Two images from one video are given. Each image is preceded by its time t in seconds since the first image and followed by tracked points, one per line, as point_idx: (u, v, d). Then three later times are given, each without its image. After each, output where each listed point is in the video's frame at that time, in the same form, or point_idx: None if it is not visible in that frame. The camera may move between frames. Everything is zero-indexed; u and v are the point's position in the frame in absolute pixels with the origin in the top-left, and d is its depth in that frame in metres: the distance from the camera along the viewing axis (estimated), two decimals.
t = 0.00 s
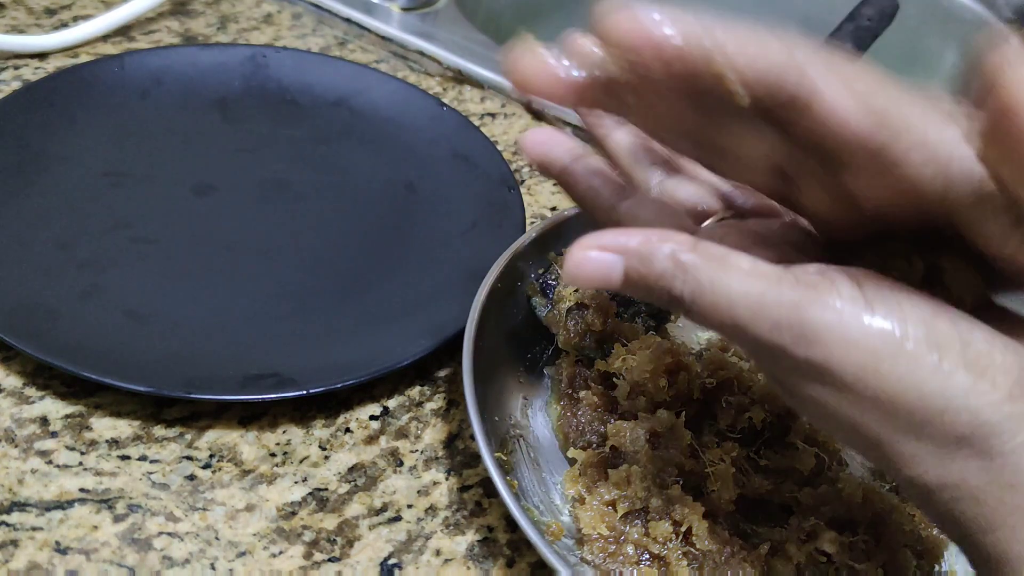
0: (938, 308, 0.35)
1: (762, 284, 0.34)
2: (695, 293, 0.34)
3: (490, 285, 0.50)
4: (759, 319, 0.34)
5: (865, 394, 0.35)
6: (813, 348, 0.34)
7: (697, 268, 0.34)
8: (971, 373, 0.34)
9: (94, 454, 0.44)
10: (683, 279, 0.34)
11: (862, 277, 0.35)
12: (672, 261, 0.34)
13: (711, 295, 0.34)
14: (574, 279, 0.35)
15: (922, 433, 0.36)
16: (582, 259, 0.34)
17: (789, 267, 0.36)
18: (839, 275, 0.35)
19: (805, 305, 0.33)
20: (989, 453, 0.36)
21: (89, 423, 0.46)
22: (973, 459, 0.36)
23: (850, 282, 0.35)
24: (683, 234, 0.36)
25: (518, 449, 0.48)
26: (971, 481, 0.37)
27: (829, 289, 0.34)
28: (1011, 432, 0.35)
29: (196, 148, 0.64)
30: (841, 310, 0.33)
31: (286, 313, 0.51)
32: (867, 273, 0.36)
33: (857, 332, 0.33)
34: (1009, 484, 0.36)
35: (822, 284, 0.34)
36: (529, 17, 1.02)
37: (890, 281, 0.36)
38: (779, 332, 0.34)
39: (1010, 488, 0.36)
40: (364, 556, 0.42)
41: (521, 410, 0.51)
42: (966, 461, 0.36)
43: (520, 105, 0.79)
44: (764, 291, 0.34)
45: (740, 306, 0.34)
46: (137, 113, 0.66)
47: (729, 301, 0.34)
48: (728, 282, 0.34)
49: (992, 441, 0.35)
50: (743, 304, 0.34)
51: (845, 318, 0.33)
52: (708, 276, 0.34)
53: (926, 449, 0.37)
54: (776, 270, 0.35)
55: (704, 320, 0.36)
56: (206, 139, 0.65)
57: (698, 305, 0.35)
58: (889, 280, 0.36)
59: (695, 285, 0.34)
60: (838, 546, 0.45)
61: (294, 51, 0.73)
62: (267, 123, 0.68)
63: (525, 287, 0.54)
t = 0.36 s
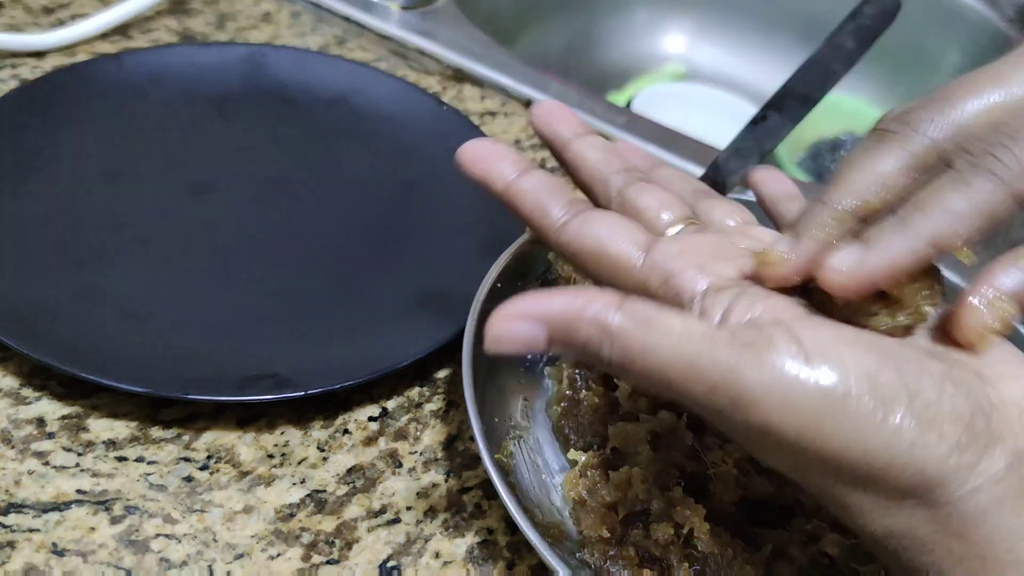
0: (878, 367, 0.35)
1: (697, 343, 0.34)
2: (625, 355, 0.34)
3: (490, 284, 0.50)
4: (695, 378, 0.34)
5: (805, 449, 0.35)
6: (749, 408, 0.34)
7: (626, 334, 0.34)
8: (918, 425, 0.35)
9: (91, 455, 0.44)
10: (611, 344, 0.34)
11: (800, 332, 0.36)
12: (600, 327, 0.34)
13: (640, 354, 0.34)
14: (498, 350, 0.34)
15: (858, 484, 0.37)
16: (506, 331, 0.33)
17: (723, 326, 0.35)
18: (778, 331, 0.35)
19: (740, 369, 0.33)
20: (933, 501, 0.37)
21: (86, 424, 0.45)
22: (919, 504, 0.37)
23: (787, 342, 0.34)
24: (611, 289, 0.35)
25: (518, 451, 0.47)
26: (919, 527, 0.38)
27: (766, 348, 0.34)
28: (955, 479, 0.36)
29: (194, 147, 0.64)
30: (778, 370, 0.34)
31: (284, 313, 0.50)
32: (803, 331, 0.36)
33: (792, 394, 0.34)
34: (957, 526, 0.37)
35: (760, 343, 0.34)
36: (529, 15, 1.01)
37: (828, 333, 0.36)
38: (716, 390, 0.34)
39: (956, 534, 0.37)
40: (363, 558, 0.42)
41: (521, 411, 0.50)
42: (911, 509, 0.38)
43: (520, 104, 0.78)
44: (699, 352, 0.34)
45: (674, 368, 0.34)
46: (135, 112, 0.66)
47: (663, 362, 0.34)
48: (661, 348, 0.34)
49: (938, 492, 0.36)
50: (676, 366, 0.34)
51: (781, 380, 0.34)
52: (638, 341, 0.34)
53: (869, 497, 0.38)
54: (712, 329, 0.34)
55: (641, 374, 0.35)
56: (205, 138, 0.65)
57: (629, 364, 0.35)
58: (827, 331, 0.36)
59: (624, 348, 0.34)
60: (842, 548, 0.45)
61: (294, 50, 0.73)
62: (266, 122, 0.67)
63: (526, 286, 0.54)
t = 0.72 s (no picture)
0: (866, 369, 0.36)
1: (688, 336, 0.34)
2: (614, 342, 0.35)
3: (489, 284, 0.50)
4: (682, 371, 0.34)
5: (787, 444, 0.36)
6: (734, 402, 0.35)
7: (616, 320, 0.34)
8: (899, 429, 0.35)
9: (91, 455, 0.44)
10: (602, 331, 0.35)
11: (790, 331, 0.36)
12: (592, 313, 0.34)
13: (631, 343, 0.34)
14: (492, 330, 0.35)
15: (838, 480, 0.38)
16: (499, 312, 0.34)
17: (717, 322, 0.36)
18: (767, 330, 0.36)
19: (727, 362, 0.34)
20: (910, 502, 0.38)
21: (86, 424, 0.45)
22: (896, 504, 0.38)
23: (774, 342, 0.35)
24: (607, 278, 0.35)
25: (517, 450, 0.47)
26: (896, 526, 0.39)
27: (754, 346, 0.35)
28: (935, 484, 0.37)
29: (194, 147, 0.64)
30: (763, 367, 0.34)
31: (284, 313, 0.50)
32: (795, 333, 0.36)
33: (777, 391, 0.34)
34: (934, 527, 0.38)
35: (749, 340, 0.35)
36: (529, 15, 1.01)
37: (818, 332, 0.37)
38: (701, 384, 0.35)
39: (932, 537, 0.38)
40: (363, 558, 0.42)
41: (521, 411, 0.50)
42: (889, 509, 0.38)
43: (519, 104, 0.78)
44: (688, 346, 0.34)
45: (663, 358, 0.34)
46: (135, 111, 0.66)
47: (653, 352, 0.34)
48: (651, 337, 0.34)
49: (917, 493, 0.37)
50: (665, 357, 0.34)
51: (766, 378, 0.34)
52: (628, 330, 0.34)
53: (847, 493, 0.38)
54: (703, 324, 0.35)
55: (627, 364, 0.36)
56: (204, 138, 0.65)
57: (619, 351, 0.35)
58: (818, 331, 0.37)
59: (614, 337, 0.34)
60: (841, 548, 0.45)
61: (293, 49, 0.73)
62: (266, 122, 0.67)
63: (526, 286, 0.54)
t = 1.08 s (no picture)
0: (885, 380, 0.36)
1: (712, 337, 0.34)
2: (637, 344, 0.34)
3: (489, 284, 0.50)
4: (705, 375, 0.34)
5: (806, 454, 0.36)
6: (758, 408, 0.35)
7: (641, 322, 0.34)
8: (918, 442, 0.36)
9: (92, 454, 0.44)
10: (626, 332, 0.34)
11: (813, 339, 0.36)
12: (618, 313, 0.34)
13: (654, 345, 0.34)
14: (514, 325, 0.34)
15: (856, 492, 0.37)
16: (523, 307, 0.34)
17: (741, 329, 0.36)
18: (789, 338, 0.36)
19: (750, 368, 0.34)
20: (925, 514, 0.38)
21: (88, 423, 0.45)
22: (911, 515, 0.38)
23: (796, 349, 0.35)
24: (630, 277, 0.35)
25: (517, 450, 0.47)
26: (909, 539, 0.39)
27: (776, 352, 0.35)
28: (950, 494, 0.37)
29: (195, 147, 0.64)
30: (785, 374, 0.34)
31: (285, 313, 0.51)
32: (819, 340, 0.36)
33: (799, 398, 0.34)
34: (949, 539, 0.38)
35: (772, 347, 0.35)
36: (529, 16, 1.01)
37: (842, 341, 0.37)
38: (724, 390, 0.35)
39: (948, 549, 0.38)
40: (363, 557, 0.42)
41: (521, 410, 0.51)
42: (903, 522, 0.38)
43: (520, 104, 0.79)
44: (711, 349, 0.34)
45: (685, 362, 0.34)
46: (136, 112, 0.66)
47: (677, 355, 0.34)
48: (675, 340, 0.34)
49: (932, 505, 0.37)
50: (689, 361, 0.34)
51: (789, 385, 0.34)
52: (653, 332, 0.34)
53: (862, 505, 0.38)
54: (726, 330, 0.35)
55: (650, 366, 0.36)
56: (205, 138, 0.65)
57: (641, 353, 0.35)
58: (841, 341, 0.37)
59: (637, 339, 0.34)
60: (841, 547, 0.45)
61: (294, 50, 0.73)
62: (267, 122, 0.68)
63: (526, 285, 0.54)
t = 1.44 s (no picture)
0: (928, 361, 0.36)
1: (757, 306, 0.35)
2: (682, 304, 0.35)
3: (489, 284, 0.50)
4: (752, 342, 0.35)
5: (843, 434, 0.36)
6: (802, 383, 0.35)
7: (692, 279, 0.35)
8: (954, 425, 0.36)
9: (89, 456, 0.44)
10: (673, 290, 0.35)
11: (857, 317, 0.37)
12: (664, 269, 0.34)
13: (701, 302, 0.35)
14: (549, 272, 0.33)
15: (887, 481, 0.37)
16: (565, 253, 0.32)
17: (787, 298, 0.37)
18: (832, 313, 0.37)
19: (796, 339, 0.35)
20: (955, 504, 0.37)
21: (85, 424, 0.45)
22: (941, 505, 0.37)
23: (846, 321, 0.36)
24: (670, 241, 0.36)
25: (518, 451, 0.47)
26: (940, 529, 0.37)
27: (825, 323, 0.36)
28: (980, 481, 0.36)
29: (193, 146, 0.63)
30: (830, 343, 0.35)
31: (285, 314, 0.50)
32: (854, 315, 0.37)
33: (844, 369, 0.35)
34: (979, 526, 0.37)
35: (819, 321, 0.36)
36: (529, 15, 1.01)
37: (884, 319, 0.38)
38: (768, 361, 0.35)
39: (972, 537, 0.37)
40: (363, 558, 0.42)
41: (521, 411, 0.50)
42: (933, 510, 0.37)
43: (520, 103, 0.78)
44: (758, 317, 0.35)
45: (729, 327, 0.35)
46: (134, 111, 0.65)
47: (724, 315, 0.35)
48: (721, 302, 0.35)
49: (963, 492, 0.36)
50: (738, 324, 0.35)
51: (836, 353, 0.35)
52: (701, 290, 0.35)
53: (890, 498, 0.38)
54: (771, 304, 0.36)
55: (696, 331, 0.36)
56: (204, 137, 0.65)
57: (687, 312, 0.35)
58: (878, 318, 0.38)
59: (685, 296, 0.35)
60: (842, 548, 0.45)
61: (293, 48, 0.72)
62: (265, 121, 0.67)
63: (526, 286, 0.53)
